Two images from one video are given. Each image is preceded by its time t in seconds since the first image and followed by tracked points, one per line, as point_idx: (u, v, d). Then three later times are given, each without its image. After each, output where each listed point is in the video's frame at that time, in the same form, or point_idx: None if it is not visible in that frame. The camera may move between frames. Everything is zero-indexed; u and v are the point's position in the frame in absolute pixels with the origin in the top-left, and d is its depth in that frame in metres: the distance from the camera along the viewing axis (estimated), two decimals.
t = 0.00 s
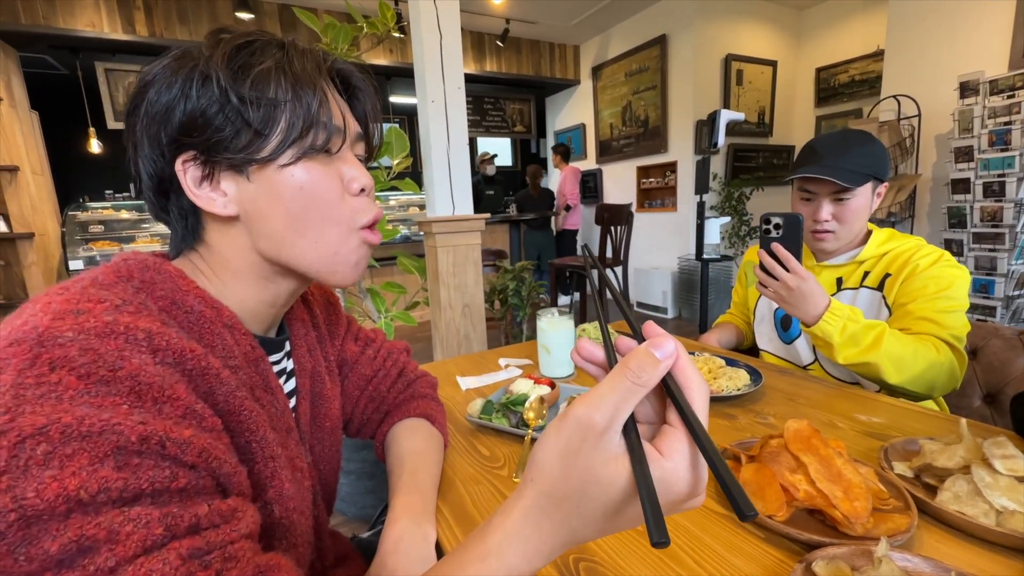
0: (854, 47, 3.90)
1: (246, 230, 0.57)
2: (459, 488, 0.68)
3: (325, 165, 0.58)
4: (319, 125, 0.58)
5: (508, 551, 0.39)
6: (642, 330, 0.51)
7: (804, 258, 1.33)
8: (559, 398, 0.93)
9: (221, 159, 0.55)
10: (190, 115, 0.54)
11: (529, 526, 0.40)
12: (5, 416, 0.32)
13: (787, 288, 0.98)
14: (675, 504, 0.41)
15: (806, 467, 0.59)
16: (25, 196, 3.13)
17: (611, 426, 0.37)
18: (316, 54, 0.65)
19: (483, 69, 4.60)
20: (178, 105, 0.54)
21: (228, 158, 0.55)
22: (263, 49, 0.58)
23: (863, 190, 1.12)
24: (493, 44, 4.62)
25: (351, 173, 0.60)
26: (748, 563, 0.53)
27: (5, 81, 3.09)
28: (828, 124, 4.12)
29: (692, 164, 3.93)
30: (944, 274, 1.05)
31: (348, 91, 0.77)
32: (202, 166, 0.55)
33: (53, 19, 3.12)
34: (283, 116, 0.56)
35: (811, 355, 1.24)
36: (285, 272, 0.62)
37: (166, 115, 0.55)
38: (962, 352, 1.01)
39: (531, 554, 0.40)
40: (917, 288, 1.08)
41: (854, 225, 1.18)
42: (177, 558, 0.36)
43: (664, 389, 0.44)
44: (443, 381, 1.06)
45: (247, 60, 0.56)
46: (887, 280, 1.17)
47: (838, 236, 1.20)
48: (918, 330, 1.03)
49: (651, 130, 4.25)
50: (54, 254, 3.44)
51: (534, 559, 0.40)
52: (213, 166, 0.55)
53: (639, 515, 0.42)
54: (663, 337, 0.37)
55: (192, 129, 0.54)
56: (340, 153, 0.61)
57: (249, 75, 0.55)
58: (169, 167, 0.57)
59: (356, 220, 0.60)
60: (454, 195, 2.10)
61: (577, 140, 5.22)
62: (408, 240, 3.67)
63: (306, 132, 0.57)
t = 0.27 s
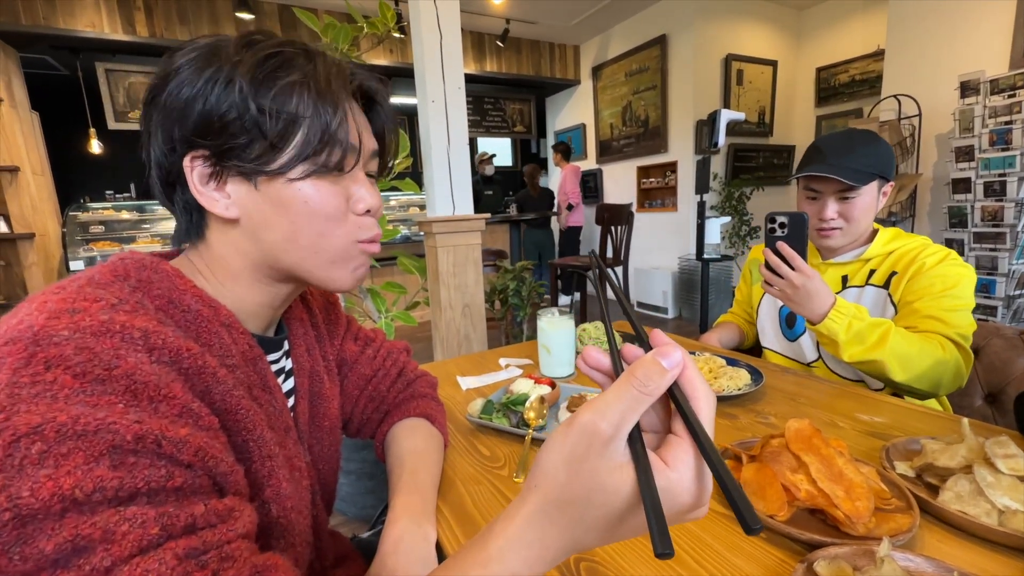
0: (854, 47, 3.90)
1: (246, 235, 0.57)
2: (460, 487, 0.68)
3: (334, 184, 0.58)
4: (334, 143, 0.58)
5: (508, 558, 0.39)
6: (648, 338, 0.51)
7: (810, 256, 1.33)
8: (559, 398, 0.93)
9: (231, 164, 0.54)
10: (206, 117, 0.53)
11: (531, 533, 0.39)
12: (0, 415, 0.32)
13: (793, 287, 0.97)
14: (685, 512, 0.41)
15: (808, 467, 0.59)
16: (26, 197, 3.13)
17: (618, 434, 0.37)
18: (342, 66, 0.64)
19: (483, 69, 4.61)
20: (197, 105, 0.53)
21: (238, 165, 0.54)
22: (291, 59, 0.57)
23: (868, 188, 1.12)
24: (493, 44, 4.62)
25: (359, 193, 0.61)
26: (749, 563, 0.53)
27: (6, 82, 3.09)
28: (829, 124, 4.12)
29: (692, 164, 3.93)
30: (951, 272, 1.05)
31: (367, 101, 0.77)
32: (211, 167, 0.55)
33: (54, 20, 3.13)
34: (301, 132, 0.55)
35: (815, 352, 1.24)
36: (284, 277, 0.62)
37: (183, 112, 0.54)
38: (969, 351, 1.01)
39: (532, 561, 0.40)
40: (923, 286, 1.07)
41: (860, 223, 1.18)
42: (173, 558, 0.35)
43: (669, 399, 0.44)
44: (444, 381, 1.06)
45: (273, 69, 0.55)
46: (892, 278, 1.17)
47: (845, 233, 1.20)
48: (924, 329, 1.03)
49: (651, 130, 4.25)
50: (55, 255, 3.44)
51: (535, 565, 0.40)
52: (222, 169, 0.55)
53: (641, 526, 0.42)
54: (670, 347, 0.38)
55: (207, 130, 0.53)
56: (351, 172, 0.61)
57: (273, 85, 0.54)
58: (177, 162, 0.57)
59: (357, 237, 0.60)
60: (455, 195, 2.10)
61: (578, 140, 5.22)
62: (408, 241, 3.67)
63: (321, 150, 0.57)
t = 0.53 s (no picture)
0: (856, 47, 3.89)
1: (259, 251, 0.56)
2: (461, 488, 0.68)
3: (363, 225, 0.57)
4: (375, 186, 0.56)
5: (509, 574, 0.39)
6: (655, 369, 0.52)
7: (813, 255, 1.33)
8: (560, 398, 0.93)
9: (265, 183, 0.52)
10: (253, 135, 0.51)
11: (535, 554, 0.40)
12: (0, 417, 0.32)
13: (796, 286, 0.97)
14: (687, 544, 0.41)
15: (809, 467, 0.59)
16: (28, 198, 3.14)
17: (623, 459, 0.36)
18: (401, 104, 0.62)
19: (484, 70, 4.61)
20: (245, 117, 0.51)
21: (272, 188, 0.52)
22: (354, 93, 0.55)
23: (874, 188, 1.12)
24: (494, 45, 4.63)
25: (380, 232, 0.60)
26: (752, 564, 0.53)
27: (9, 83, 3.10)
28: (830, 124, 4.12)
29: (694, 164, 3.92)
30: (957, 271, 1.05)
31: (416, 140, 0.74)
32: (244, 180, 0.53)
33: (56, 22, 3.14)
34: (345, 169, 0.54)
35: (818, 351, 1.24)
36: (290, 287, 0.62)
37: (229, 121, 0.51)
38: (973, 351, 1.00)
39: None
40: (928, 285, 1.07)
41: (865, 222, 1.18)
42: (173, 563, 0.36)
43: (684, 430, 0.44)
44: (445, 381, 1.06)
45: (335, 101, 0.53)
46: (897, 277, 1.16)
47: (850, 232, 1.20)
48: (929, 328, 1.02)
49: (652, 130, 4.24)
50: (57, 256, 3.46)
51: None
52: (254, 185, 0.53)
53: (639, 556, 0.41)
54: (685, 377, 0.38)
55: (250, 145, 0.51)
56: (382, 213, 0.59)
57: (329, 118, 0.52)
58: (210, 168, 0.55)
59: (363, 271, 0.59)
60: (456, 195, 2.10)
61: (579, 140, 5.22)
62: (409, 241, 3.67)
63: (360, 192, 0.55)
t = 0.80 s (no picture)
0: (859, 46, 3.88)
1: (275, 274, 0.55)
2: (463, 488, 0.68)
3: (389, 251, 0.57)
4: (403, 210, 0.55)
5: None
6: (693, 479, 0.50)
7: (816, 255, 1.34)
8: (563, 398, 0.93)
9: (290, 212, 0.51)
10: (278, 162, 0.49)
11: None
12: None
13: (796, 287, 0.97)
14: None
15: (813, 467, 0.59)
16: (33, 199, 3.16)
17: None
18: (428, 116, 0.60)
19: (486, 70, 4.61)
20: (271, 143, 0.48)
21: (297, 217, 0.51)
22: (385, 114, 0.53)
23: (877, 187, 1.11)
24: (496, 46, 4.63)
25: (404, 256, 0.59)
26: (756, 565, 0.52)
27: (13, 84, 3.13)
28: (833, 123, 4.11)
29: (696, 164, 3.92)
30: (961, 271, 1.04)
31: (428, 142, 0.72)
32: (265, 208, 0.51)
33: (60, 23, 3.15)
34: (375, 197, 0.53)
35: (820, 353, 1.24)
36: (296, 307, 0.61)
37: (252, 147, 0.49)
38: (977, 351, 1.00)
39: None
40: (932, 285, 1.06)
41: (870, 221, 1.17)
42: None
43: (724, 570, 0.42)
44: (449, 382, 1.06)
45: (366, 124, 0.51)
46: (901, 278, 1.16)
47: (854, 231, 1.19)
48: (932, 329, 1.02)
49: (654, 130, 4.24)
50: (61, 256, 3.48)
51: None
52: (276, 213, 0.51)
53: None
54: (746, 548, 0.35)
55: (275, 173, 0.49)
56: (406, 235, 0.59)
57: (362, 144, 0.51)
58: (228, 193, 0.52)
59: (381, 297, 0.59)
60: (459, 195, 2.11)
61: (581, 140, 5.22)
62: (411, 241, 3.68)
63: (389, 217, 0.55)
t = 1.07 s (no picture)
0: (864, 47, 3.87)
1: (251, 268, 0.55)
2: (468, 489, 0.68)
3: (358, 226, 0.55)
4: (358, 179, 0.52)
5: None
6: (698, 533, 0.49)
7: (818, 258, 1.33)
8: (568, 400, 0.93)
9: (238, 202, 0.50)
10: (210, 149, 0.47)
11: None
12: None
13: (801, 292, 0.96)
14: None
15: (819, 470, 0.58)
16: (42, 202, 3.20)
17: None
18: (368, 66, 0.54)
19: (490, 72, 4.62)
20: (197, 130, 0.46)
21: (248, 206, 0.50)
22: (314, 75, 0.48)
23: (878, 188, 1.10)
24: (500, 48, 4.64)
25: (378, 226, 0.57)
26: (763, 567, 0.52)
27: (23, 89, 3.16)
28: (838, 124, 4.09)
29: (701, 166, 3.91)
30: (967, 274, 1.04)
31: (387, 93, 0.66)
32: (213, 200, 0.50)
33: (68, 27, 3.17)
34: (320, 170, 0.50)
35: (824, 358, 1.24)
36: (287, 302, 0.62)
37: (180, 137, 0.47)
38: (984, 355, 0.99)
39: None
40: (938, 288, 1.06)
41: (872, 221, 1.16)
42: None
43: None
44: (452, 383, 1.06)
45: (293, 90, 0.47)
46: (905, 280, 1.16)
47: (855, 232, 1.19)
48: (939, 332, 1.01)
49: (658, 132, 4.24)
50: (70, 258, 3.52)
51: None
52: (225, 204, 0.50)
53: None
54: None
55: (209, 163, 0.47)
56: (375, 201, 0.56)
57: (293, 115, 0.47)
58: (171, 192, 0.52)
59: (368, 269, 0.58)
60: (463, 197, 2.11)
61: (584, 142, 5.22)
62: (416, 243, 3.69)
63: (345, 188, 0.52)
